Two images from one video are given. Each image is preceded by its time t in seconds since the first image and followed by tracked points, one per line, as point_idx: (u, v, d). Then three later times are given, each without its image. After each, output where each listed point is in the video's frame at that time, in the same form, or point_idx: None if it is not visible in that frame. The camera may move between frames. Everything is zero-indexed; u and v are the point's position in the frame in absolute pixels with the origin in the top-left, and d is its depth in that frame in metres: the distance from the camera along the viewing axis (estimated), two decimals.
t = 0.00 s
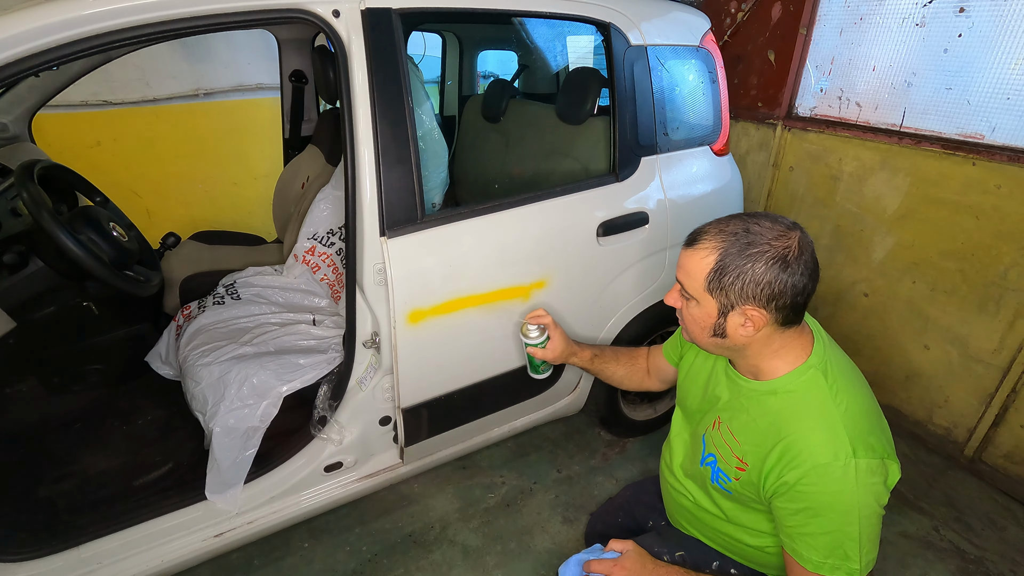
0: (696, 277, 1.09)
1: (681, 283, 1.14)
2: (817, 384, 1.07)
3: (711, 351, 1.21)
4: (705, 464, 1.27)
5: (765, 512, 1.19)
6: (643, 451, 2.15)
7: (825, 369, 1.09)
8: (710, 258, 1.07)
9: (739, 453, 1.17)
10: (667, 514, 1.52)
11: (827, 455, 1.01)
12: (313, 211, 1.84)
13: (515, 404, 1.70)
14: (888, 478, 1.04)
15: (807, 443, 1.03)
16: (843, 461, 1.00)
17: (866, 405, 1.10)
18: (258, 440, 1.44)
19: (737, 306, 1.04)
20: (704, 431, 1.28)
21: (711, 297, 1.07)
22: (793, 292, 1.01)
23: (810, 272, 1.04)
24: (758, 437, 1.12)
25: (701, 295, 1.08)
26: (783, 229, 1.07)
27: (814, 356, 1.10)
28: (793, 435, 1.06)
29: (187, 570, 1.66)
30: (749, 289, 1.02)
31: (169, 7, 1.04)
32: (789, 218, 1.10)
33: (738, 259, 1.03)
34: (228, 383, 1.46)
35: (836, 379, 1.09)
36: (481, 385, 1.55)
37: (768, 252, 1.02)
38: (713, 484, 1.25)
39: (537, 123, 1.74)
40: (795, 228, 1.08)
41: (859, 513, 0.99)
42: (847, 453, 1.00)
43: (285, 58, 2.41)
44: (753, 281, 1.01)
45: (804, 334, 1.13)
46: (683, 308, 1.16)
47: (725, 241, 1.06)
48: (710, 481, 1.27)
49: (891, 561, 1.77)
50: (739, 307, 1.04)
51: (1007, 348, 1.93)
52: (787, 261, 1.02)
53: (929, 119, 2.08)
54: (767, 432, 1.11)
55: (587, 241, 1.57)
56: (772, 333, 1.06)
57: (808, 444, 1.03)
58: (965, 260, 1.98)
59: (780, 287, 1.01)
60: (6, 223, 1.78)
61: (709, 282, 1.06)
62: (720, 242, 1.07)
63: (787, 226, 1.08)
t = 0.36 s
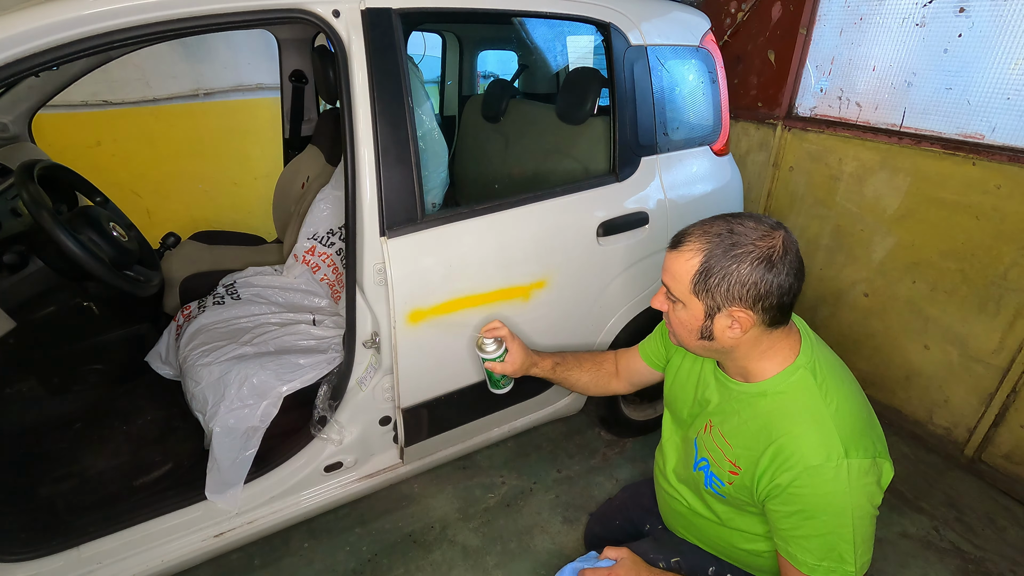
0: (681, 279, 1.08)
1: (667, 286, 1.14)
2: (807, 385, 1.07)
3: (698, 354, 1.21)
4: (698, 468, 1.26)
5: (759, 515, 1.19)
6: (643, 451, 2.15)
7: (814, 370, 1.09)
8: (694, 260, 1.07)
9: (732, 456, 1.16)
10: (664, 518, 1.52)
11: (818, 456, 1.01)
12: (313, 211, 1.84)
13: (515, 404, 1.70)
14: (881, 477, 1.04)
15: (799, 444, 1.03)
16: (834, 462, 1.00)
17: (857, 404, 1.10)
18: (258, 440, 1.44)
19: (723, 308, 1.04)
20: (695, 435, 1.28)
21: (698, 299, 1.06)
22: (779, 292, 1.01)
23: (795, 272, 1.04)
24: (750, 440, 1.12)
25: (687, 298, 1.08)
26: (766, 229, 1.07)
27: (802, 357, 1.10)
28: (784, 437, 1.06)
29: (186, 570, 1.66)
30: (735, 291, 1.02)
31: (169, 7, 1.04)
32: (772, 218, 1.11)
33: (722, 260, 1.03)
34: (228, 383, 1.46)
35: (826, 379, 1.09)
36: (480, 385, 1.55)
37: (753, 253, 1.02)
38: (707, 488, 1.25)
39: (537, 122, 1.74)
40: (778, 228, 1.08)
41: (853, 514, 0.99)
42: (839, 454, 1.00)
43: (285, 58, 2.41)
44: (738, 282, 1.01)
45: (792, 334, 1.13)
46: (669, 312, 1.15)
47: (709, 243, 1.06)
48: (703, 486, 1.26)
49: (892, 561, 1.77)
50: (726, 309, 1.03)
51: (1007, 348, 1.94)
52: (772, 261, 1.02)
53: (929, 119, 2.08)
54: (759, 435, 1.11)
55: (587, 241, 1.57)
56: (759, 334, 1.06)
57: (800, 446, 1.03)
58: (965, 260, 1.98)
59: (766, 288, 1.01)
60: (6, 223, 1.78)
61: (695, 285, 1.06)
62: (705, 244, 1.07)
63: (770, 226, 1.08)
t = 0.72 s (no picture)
0: (680, 274, 1.09)
1: (667, 281, 1.15)
2: (806, 385, 1.07)
3: (700, 350, 1.22)
4: (696, 466, 1.26)
5: (754, 515, 1.19)
6: (643, 451, 2.15)
7: (814, 370, 1.09)
8: (693, 255, 1.07)
9: (728, 454, 1.16)
10: (662, 519, 1.52)
11: (814, 457, 1.01)
12: (313, 211, 1.84)
13: (515, 404, 1.70)
14: (877, 481, 1.04)
15: (794, 445, 1.03)
16: (829, 463, 1.00)
17: (856, 407, 1.09)
18: (258, 440, 1.44)
19: (720, 303, 1.04)
20: (694, 433, 1.28)
21: (696, 294, 1.07)
22: (777, 289, 1.01)
23: (795, 269, 1.03)
24: (747, 439, 1.12)
25: (686, 293, 1.09)
26: (766, 226, 1.06)
27: (803, 357, 1.10)
28: (780, 436, 1.06)
29: (186, 570, 1.66)
30: (732, 286, 1.02)
31: (170, 7, 1.04)
32: (774, 215, 1.10)
33: (720, 256, 1.03)
34: (228, 383, 1.46)
35: (826, 380, 1.08)
36: (480, 385, 1.55)
37: (750, 249, 1.02)
38: (703, 486, 1.25)
39: (537, 122, 1.74)
40: (780, 225, 1.07)
41: (846, 517, 0.99)
42: (834, 456, 1.00)
43: (285, 59, 2.41)
44: (735, 278, 1.02)
45: (793, 333, 1.12)
46: (670, 307, 1.16)
47: (708, 238, 1.06)
48: (700, 484, 1.26)
49: (891, 561, 1.77)
50: (723, 304, 1.04)
51: (1007, 347, 1.93)
52: (770, 258, 1.01)
53: (929, 119, 2.08)
54: (756, 433, 1.10)
55: (587, 241, 1.57)
56: (758, 331, 1.06)
57: (795, 446, 1.03)
58: (965, 260, 1.98)
59: (762, 284, 1.00)
60: (6, 223, 1.76)
61: (693, 279, 1.07)
62: (703, 239, 1.07)
63: (771, 223, 1.07)
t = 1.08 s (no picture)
0: (706, 262, 1.09)
1: (692, 269, 1.15)
2: (824, 380, 1.07)
3: (719, 340, 1.22)
4: (707, 456, 1.27)
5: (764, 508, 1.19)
6: (643, 451, 2.15)
7: (833, 366, 1.08)
8: (721, 244, 1.07)
9: (741, 445, 1.17)
10: (666, 513, 1.53)
11: (829, 450, 1.01)
12: (312, 211, 1.84)
13: (515, 404, 1.70)
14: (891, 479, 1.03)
15: (810, 437, 1.03)
16: (844, 457, 1.00)
17: (874, 405, 1.08)
18: (258, 440, 1.43)
19: (743, 293, 1.05)
20: (708, 424, 1.29)
21: (720, 282, 1.07)
22: (802, 283, 1.01)
23: (822, 265, 1.03)
24: (761, 430, 1.13)
25: (710, 281, 1.09)
26: (797, 220, 1.05)
27: (822, 353, 1.09)
28: (796, 428, 1.06)
29: (186, 570, 1.66)
30: (757, 277, 1.02)
31: (170, 7, 1.04)
32: (806, 211, 1.09)
33: (748, 247, 1.03)
34: (228, 383, 1.46)
35: (845, 377, 1.08)
36: (481, 385, 1.55)
37: (779, 241, 1.02)
38: (714, 476, 1.26)
39: (537, 122, 1.74)
40: (810, 221, 1.06)
41: (858, 512, 0.98)
42: (850, 450, 1.00)
43: (285, 59, 2.41)
44: (761, 269, 1.02)
45: (815, 330, 1.12)
46: (692, 295, 1.16)
47: (738, 229, 1.06)
48: (711, 474, 1.27)
49: (892, 561, 1.77)
50: (746, 294, 1.04)
51: (1007, 348, 1.93)
52: (798, 252, 1.01)
53: (929, 119, 2.08)
54: (771, 425, 1.11)
55: (587, 241, 1.57)
56: (778, 324, 1.06)
57: (810, 439, 1.03)
58: (965, 260, 1.98)
59: (787, 277, 1.00)
60: (6, 223, 1.76)
61: (719, 268, 1.07)
62: (732, 229, 1.07)
63: (802, 218, 1.07)
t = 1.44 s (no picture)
0: (734, 257, 1.09)
1: (718, 264, 1.14)
2: (845, 373, 1.06)
3: (740, 336, 1.21)
4: (724, 446, 1.28)
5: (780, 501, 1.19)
6: (643, 451, 2.15)
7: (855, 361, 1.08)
8: (751, 240, 1.07)
9: (759, 435, 1.18)
10: (676, 509, 1.52)
11: (847, 441, 1.00)
12: (313, 211, 1.84)
13: (516, 404, 1.70)
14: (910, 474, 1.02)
15: (829, 427, 1.03)
16: (862, 448, 0.99)
17: (895, 401, 1.08)
18: (258, 440, 1.43)
19: (773, 288, 1.04)
20: (725, 415, 1.30)
21: (749, 278, 1.06)
22: (831, 279, 1.01)
23: (850, 262, 1.03)
24: (780, 421, 1.13)
25: (739, 276, 1.08)
26: (826, 218, 1.06)
27: (845, 347, 1.09)
28: (814, 419, 1.06)
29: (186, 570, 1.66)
30: (788, 272, 1.02)
31: (169, 7, 1.04)
32: (833, 210, 1.10)
33: (779, 242, 1.03)
34: (228, 383, 1.46)
35: (866, 373, 1.08)
36: (482, 384, 1.55)
37: (811, 237, 1.02)
38: (730, 466, 1.27)
39: (537, 122, 1.74)
40: (838, 219, 1.07)
41: (876, 502, 0.97)
42: (869, 441, 0.99)
43: (285, 59, 2.41)
44: (792, 264, 1.01)
45: (838, 327, 1.12)
46: (717, 290, 1.15)
47: (768, 224, 1.06)
48: (727, 465, 1.28)
49: (892, 561, 1.77)
50: (775, 289, 1.04)
51: (1007, 348, 1.93)
52: (828, 248, 1.01)
53: (928, 119, 2.08)
54: (789, 416, 1.11)
55: (587, 241, 1.57)
56: (804, 319, 1.06)
57: (829, 429, 1.03)
58: (965, 260, 1.98)
59: (818, 273, 1.01)
60: (6, 223, 1.79)
61: (749, 263, 1.06)
62: (763, 225, 1.07)
63: (830, 216, 1.07)
